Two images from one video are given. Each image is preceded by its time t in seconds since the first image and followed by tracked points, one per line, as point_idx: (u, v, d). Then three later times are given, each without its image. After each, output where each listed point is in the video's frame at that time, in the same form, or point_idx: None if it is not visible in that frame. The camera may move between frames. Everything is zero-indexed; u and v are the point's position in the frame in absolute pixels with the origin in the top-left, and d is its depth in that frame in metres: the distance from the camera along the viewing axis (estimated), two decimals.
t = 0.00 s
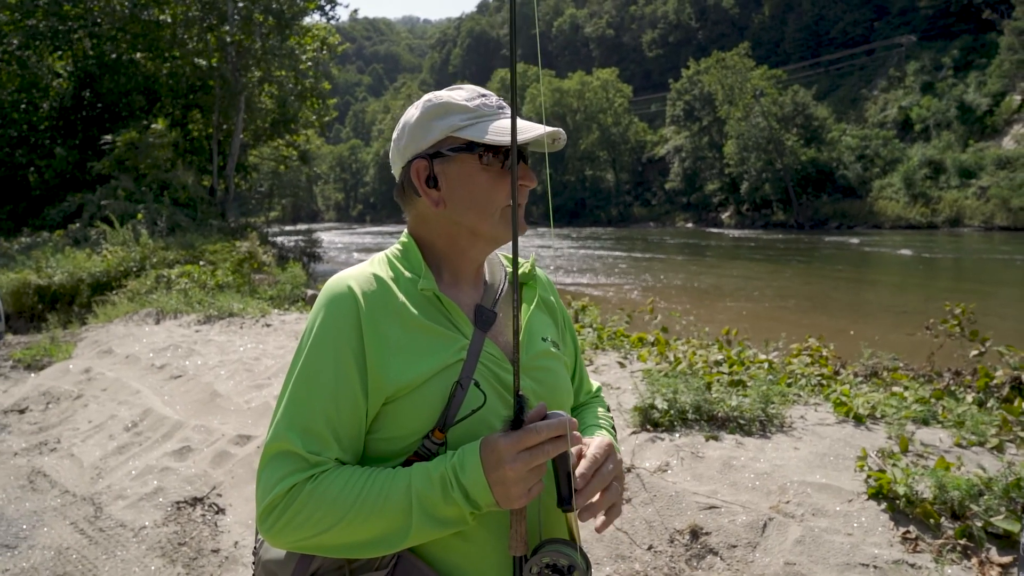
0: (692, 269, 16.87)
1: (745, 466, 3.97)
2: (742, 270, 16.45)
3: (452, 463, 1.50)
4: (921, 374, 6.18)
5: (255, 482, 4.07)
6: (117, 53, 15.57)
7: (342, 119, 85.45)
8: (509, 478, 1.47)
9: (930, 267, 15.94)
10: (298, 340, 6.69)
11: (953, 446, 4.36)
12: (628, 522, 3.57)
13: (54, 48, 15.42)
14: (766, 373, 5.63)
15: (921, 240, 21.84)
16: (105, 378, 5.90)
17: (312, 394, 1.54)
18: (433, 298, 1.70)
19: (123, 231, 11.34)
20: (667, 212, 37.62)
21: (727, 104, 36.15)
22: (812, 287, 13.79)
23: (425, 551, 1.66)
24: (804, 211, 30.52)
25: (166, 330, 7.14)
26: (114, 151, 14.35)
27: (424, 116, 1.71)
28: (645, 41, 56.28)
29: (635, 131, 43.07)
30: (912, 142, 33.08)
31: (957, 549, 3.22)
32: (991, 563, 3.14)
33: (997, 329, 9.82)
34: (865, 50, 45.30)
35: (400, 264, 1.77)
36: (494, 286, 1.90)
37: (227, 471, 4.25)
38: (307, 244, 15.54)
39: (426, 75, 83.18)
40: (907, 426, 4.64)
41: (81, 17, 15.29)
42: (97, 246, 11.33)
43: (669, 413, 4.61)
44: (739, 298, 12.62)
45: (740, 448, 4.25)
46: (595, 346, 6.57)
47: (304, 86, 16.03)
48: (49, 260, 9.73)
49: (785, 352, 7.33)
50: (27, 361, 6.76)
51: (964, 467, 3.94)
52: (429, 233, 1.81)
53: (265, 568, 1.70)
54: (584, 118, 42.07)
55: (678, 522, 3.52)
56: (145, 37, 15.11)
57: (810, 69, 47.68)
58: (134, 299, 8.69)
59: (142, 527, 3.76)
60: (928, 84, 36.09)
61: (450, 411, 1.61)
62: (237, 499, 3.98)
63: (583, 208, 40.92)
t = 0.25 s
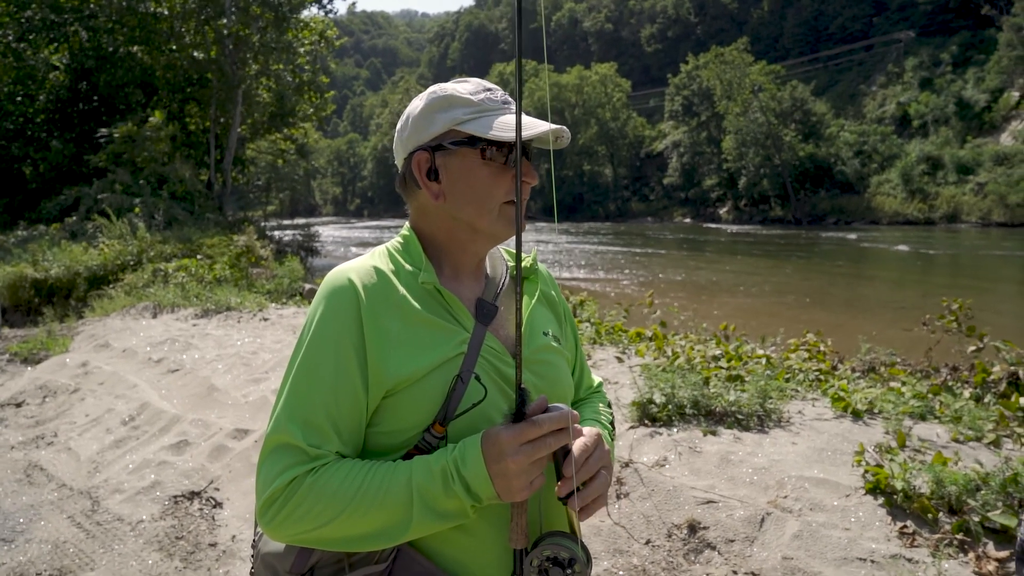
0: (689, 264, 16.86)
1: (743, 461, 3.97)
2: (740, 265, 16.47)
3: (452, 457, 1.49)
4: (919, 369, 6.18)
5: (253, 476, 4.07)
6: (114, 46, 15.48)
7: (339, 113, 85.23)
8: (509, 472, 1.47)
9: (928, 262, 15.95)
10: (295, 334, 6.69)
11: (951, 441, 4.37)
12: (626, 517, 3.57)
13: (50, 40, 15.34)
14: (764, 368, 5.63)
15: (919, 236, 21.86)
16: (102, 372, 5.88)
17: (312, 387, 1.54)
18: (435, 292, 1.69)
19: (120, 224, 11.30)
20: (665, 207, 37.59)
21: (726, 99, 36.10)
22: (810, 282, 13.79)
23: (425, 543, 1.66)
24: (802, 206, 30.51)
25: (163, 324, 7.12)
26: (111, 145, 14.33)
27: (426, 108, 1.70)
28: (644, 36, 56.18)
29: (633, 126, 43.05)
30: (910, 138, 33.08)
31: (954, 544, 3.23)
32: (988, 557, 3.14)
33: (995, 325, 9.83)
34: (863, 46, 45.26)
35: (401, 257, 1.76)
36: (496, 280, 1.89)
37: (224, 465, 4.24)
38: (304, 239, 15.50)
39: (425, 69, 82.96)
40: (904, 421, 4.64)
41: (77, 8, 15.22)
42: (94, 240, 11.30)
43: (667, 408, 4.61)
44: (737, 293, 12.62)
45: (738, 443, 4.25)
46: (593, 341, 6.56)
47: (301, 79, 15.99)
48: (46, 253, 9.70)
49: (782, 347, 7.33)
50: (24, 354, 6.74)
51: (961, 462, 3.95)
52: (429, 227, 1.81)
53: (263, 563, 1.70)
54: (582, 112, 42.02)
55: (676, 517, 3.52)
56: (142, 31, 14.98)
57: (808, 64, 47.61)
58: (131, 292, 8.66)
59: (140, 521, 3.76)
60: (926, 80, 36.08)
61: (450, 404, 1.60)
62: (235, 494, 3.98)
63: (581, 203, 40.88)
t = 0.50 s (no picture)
0: (681, 261, 16.90)
1: (735, 458, 3.98)
2: (732, 262, 16.52)
3: (446, 453, 1.48)
4: (909, 365, 6.21)
5: (243, 474, 4.05)
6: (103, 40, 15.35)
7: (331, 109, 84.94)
8: (504, 470, 1.46)
9: (918, 260, 16.03)
10: (286, 331, 6.66)
11: (940, 437, 4.39)
12: (618, 514, 3.56)
13: (39, 34, 15.19)
14: (756, 365, 5.64)
15: (909, 233, 21.97)
16: (91, 369, 5.84)
17: (304, 383, 1.52)
18: (429, 288, 1.67)
19: (109, 220, 11.22)
20: (657, 205, 37.64)
21: (717, 96, 36.16)
22: (802, 279, 13.84)
23: (417, 541, 1.65)
24: (793, 203, 30.61)
25: (153, 320, 7.08)
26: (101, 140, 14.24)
27: (423, 102, 1.68)
28: (636, 33, 56.21)
29: (625, 123, 43.09)
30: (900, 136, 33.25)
31: (944, 540, 3.24)
32: (978, 553, 3.16)
33: (984, 322, 9.89)
34: (854, 44, 45.43)
35: (395, 253, 1.74)
36: (490, 276, 1.88)
37: (215, 462, 4.22)
38: (296, 235, 15.44)
39: (416, 65, 82.72)
40: (894, 417, 4.66)
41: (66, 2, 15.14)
42: (83, 236, 11.21)
43: (659, 405, 4.61)
44: (729, 291, 12.65)
45: (730, 440, 4.26)
46: (585, 338, 6.56)
47: (292, 75, 15.95)
48: (34, 249, 9.62)
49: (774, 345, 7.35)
50: (11, 351, 6.69)
51: (951, 459, 3.97)
52: (424, 222, 1.79)
53: (254, 561, 1.68)
54: (575, 109, 42.01)
55: (668, 514, 3.53)
56: (132, 25, 14.95)
57: (800, 62, 47.75)
58: (121, 288, 8.61)
59: (129, 519, 3.73)
60: (916, 78, 36.26)
61: (444, 400, 1.60)
62: (225, 491, 3.96)
63: (573, 200, 40.89)
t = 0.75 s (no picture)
0: (673, 261, 16.92)
1: (729, 459, 3.98)
2: (725, 263, 16.54)
3: (443, 457, 1.46)
4: (901, 365, 6.22)
5: (235, 476, 4.02)
6: (94, 39, 15.27)
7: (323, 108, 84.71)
8: (503, 473, 1.44)
9: (909, 260, 16.10)
10: (279, 332, 6.63)
11: (933, 438, 4.40)
12: (612, 516, 3.55)
13: (28, 33, 15.17)
14: (749, 366, 5.65)
15: (899, 233, 22.06)
16: (81, 370, 5.80)
17: (299, 383, 1.50)
18: (425, 288, 1.66)
19: (99, 220, 11.14)
20: (650, 205, 37.68)
21: (709, 97, 36.25)
22: (794, 280, 13.87)
23: (413, 546, 1.62)
24: (784, 204, 30.70)
25: (144, 321, 7.03)
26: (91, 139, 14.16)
27: (418, 100, 1.67)
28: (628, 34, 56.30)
29: (618, 123, 43.13)
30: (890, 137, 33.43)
31: (938, 541, 3.24)
32: (971, 553, 3.16)
33: (974, 321, 9.94)
34: (845, 45, 45.64)
35: (390, 253, 1.72)
36: (486, 278, 1.86)
37: (206, 465, 4.19)
38: (288, 235, 15.37)
39: (409, 65, 82.60)
40: (887, 418, 4.67)
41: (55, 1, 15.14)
42: (72, 236, 11.13)
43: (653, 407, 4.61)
44: (722, 291, 12.66)
45: (724, 440, 4.26)
46: (578, 339, 6.55)
47: (284, 75, 15.88)
48: (23, 250, 9.55)
49: (767, 345, 7.36)
50: None
51: (944, 458, 3.97)
52: (420, 222, 1.78)
53: (248, 566, 1.66)
54: (567, 110, 42.04)
55: (662, 516, 3.52)
56: (122, 25, 14.92)
57: (791, 62, 47.92)
58: (111, 289, 8.55)
59: (119, 523, 3.70)
60: (906, 79, 36.46)
61: (440, 402, 1.58)
62: (217, 494, 3.92)
63: (565, 200, 40.90)
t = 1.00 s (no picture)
0: (670, 262, 16.92)
1: (726, 460, 3.98)
2: (721, 264, 16.55)
3: (445, 457, 1.44)
4: (897, 367, 6.22)
5: (231, 478, 4.00)
6: (89, 41, 15.23)
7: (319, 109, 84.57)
8: (507, 474, 1.43)
9: (904, 262, 16.13)
10: (275, 334, 6.61)
11: (930, 439, 4.39)
12: (610, 518, 3.55)
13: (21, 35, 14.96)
14: (746, 367, 5.64)
15: (894, 235, 22.11)
16: (76, 372, 5.77)
17: (298, 382, 1.50)
18: (424, 287, 1.65)
19: (94, 222, 11.11)
20: (646, 206, 37.71)
21: (705, 99, 36.28)
22: (790, 281, 13.88)
23: (415, 548, 1.62)
24: (780, 205, 30.75)
25: (139, 323, 7.01)
26: (86, 140, 14.11)
27: (414, 100, 1.67)
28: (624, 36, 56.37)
29: (614, 125, 43.14)
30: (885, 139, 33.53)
31: (935, 542, 3.24)
32: (968, 554, 3.16)
33: (969, 323, 9.96)
34: (840, 47, 45.75)
35: (389, 253, 1.72)
36: (485, 278, 1.86)
37: (202, 467, 4.17)
38: (283, 237, 15.34)
39: (405, 66, 82.55)
40: (884, 419, 4.67)
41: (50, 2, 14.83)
42: (67, 238, 11.09)
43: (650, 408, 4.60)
44: (718, 293, 12.66)
45: (721, 442, 4.26)
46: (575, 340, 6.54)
47: (280, 76, 15.81)
48: (18, 252, 9.52)
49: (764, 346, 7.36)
50: None
51: (941, 460, 3.97)
52: (419, 221, 1.77)
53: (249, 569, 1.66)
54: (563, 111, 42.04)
55: (660, 517, 3.51)
56: (117, 27, 14.85)
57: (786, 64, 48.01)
58: (106, 291, 8.51)
59: (114, 526, 3.68)
60: (902, 81, 36.55)
61: (440, 402, 1.57)
62: (213, 496, 3.90)
63: (561, 202, 40.91)
